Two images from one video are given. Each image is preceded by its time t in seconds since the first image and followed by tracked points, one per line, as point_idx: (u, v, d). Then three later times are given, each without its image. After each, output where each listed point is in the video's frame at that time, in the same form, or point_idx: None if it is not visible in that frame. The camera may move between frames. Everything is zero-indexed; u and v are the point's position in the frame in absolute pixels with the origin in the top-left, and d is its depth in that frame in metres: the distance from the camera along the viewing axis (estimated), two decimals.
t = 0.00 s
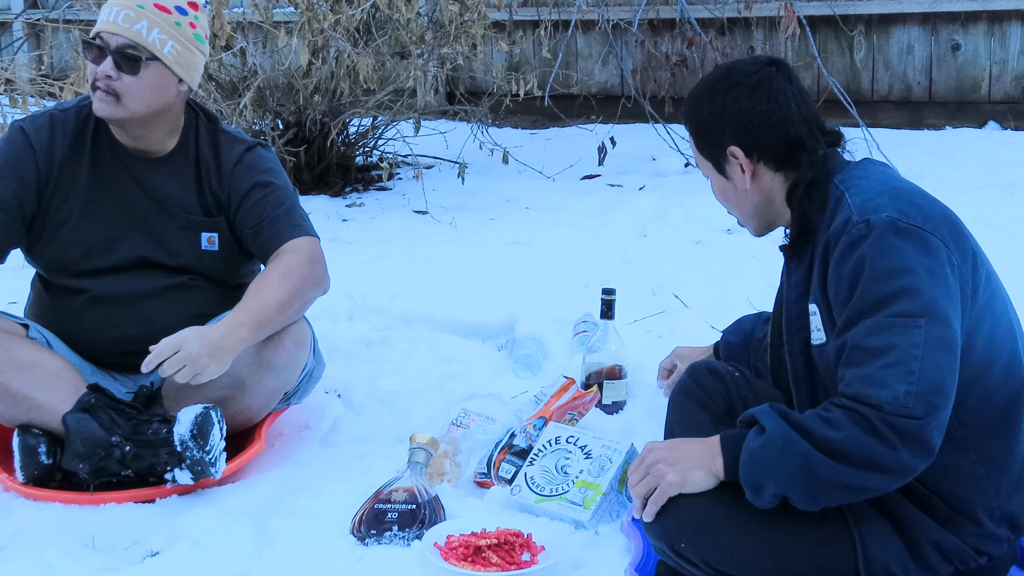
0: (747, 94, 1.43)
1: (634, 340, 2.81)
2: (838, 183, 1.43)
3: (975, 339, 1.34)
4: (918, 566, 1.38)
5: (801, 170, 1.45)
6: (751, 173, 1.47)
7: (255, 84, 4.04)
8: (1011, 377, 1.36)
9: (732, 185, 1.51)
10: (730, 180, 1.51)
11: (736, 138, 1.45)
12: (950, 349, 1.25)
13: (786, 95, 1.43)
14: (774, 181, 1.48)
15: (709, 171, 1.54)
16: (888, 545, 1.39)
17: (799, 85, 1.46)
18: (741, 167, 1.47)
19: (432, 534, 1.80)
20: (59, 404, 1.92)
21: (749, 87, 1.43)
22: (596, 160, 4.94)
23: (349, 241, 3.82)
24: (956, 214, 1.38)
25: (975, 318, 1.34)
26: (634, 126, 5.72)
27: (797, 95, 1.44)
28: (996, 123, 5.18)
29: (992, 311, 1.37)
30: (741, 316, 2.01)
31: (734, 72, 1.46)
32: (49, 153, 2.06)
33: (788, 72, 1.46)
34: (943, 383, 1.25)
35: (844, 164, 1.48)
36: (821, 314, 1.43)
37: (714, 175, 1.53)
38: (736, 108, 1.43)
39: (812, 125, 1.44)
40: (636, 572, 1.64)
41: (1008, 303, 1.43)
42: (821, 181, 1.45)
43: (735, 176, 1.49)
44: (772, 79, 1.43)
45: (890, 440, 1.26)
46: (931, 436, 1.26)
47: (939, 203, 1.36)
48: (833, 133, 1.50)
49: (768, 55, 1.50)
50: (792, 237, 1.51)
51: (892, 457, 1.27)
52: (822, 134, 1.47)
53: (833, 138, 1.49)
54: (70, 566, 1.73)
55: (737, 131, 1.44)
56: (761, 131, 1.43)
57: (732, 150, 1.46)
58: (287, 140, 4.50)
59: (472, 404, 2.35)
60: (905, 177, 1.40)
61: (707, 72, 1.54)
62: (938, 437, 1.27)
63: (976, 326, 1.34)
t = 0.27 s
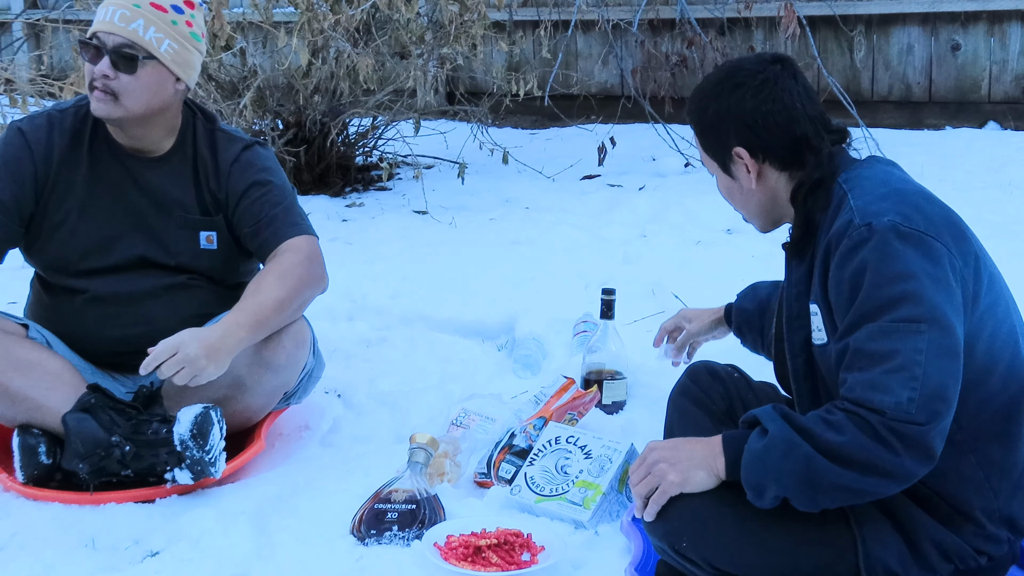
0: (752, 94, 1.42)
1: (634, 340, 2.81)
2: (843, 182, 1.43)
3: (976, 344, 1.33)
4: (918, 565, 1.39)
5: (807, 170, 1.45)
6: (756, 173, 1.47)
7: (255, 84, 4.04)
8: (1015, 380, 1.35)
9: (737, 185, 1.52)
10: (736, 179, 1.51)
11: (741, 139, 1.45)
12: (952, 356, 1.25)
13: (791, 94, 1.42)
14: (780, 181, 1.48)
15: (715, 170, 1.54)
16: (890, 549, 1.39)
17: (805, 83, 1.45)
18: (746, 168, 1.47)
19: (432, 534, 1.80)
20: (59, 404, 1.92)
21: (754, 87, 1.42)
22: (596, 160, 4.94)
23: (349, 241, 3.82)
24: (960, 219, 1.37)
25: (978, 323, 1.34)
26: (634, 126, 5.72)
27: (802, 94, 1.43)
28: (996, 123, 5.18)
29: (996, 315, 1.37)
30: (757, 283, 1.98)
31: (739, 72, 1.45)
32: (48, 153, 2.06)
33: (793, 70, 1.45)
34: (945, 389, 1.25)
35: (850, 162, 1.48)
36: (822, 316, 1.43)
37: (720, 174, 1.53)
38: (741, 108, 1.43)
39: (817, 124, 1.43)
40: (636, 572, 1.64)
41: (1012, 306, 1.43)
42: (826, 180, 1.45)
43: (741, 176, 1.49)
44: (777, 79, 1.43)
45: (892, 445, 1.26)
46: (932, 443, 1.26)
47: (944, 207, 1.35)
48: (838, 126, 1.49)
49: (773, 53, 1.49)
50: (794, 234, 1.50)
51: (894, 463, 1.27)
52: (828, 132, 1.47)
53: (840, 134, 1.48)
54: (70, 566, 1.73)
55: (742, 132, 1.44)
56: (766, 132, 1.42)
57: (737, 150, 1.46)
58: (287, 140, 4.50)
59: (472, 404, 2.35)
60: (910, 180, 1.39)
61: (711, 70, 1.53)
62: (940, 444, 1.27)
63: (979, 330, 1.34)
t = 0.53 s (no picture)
0: (761, 95, 1.40)
1: (634, 340, 2.81)
2: (848, 188, 1.41)
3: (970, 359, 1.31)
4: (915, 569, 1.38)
5: (815, 173, 1.42)
6: (763, 173, 1.47)
7: (255, 84, 4.04)
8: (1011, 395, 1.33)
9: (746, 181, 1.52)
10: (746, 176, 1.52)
11: (747, 141, 1.43)
12: (930, 377, 1.24)
13: (802, 95, 1.38)
14: (788, 181, 1.47)
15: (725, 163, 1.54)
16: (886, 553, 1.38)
17: (819, 81, 1.40)
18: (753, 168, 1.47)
19: (432, 533, 1.80)
20: (59, 404, 1.92)
21: (763, 88, 1.40)
22: (596, 160, 4.94)
23: (349, 241, 3.82)
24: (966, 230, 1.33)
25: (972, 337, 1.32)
26: (634, 126, 5.72)
27: (816, 94, 1.39)
28: (996, 123, 5.18)
29: (994, 328, 1.34)
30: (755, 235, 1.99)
31: (750, 70, 1.42)
32: (48, 152, 2.06)
33: (808, 66, 1.41)
34: (917, 410, 1.24)
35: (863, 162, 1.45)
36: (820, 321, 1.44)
37: (730, 168, 1.53)
38: (749, 109, 1.40)
39: (828, 125, 1.40)
40: (636, 572, 1.64)
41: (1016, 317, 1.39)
42: (835, 184, 1.42)
43: (750, 174, 1.49)
44: (790, 78, 1.39)
45: (856, 458, 1.27)
46: (899, 463, 1.26)
47: (947, 219, 1.32)
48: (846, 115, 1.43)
49: (789, 45, 1.44)
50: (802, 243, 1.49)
51: (861, 476, 1.28)
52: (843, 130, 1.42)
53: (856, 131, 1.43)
54: (70, 566, 1.73)
55: (749, 132, 1.42)
56: (772, 135, 1.41)
57: (744, 151, 1.45)
58: (287, 140, 4.50)
59: (472, 403, 2.35)
60: (916, 189, 1.35)
61: (728, 60, 1.50)
62: (909, 465, 1.27)
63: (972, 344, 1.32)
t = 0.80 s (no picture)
0: (783, 94, 1.39)
1: (634, 340, 2.81)
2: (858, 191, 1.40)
3: (951, 373, 1.28)
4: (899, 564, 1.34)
5: (833, 176, 1.43)
6: (782, 174, 1.46)
7: (255, 84, 4.04)
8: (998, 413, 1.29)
9: (763, 183, 1.50)
10: (761, 179, 1.50)
11: (767, 140, 1.42)
12: (865, 386, 1.26)
13: (822, 95, 1.39)
14: (805, 183, 1.46)
15: (738, 166, 1.52)
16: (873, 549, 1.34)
17: (836, 80, 1.41)
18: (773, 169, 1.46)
19: (432, 534, 1.80)
20: (59, 404, 1.92)
21: (785, 86, 1.39)
22: (596, 160, 4.94)
23: (349, 241, 3.82)
24: (965, 246, 1.30)
25: (959, 353, 1.28)
26: (634, 126, 5.72)
27: (835, 93, 1.40)
28: (996, 123, 5.17)
29: (990, 346, 1.29)
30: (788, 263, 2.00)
31: (768, 68, 1.41)
32: (49, 152, 2.05)
33: (825, 66, 1.41)
34: (843, 412, 1.27)
35: (875, 164, 1.45)
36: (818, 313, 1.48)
37: (743, 171, 1.52)
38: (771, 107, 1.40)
39: (848, 126, 1.41)
40: (636, 572, 1.64)
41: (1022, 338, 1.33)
42: (846, 186, 1.44)
43: (766, 176, 1.48)
44: (810, 77, 1.39)
45: (771, 443, 1.33)
46: (813, 458, 1.30)
47: (941, 235, 1.29)
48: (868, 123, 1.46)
49: (804, 45, 1.45)
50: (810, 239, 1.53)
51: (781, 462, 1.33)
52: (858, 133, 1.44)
53: (868, 135, 1.45)
54: (71, 566, 1.73)
55: (768, 132, 1.42)
56: (792, 135, 1.40)
57: (764, 151, 1.44)
58: (287, 140, 4.51)
59: (472, 404, 2.35)
60: (915, 200, 1.33)
61: (741, 58, 1.49)
62: (825, 463, 1.31)
63: (958, 360, 1.28)
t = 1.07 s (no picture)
0: (814, 81, 1.39)
1: (634, 340, 2.81)
2: (871, 189, 1.40)
3: (956, 376, 1.28)
4: (897, 559, 1.32)
5: (855, 168, 1.43)
6: (809, 165, 1.44)
7: (255, 84, 4.04)
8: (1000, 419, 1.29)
9: (784, 175, 1.48)
10: (782, 171, 1.48)
11: (797, 128, 1.41)
12: (875, 387, 1.26)
13: (848, 84, 1.40)
14: (826, 175, 1.46)
15: (755, 160, 1.50)
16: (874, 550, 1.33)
17: (856, 73, 1.43)
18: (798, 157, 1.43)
19: (432, 534, 1.80)
20: (59, 404, 1.92)
21: (816, 74, 1.39)
22: (596, 160, 4.94)
23: (349, 241, 3.82)
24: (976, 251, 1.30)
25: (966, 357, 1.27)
26: (634, 126, 5.72)
27: (857, 84, 1.42)
28: (996, 123, 5.17)
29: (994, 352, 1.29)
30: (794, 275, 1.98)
31: (791, 57, 1.42)
32: (48, 152, 2.06)
33: (845, 58, 1.44)
34: (851, 408, 1.27)
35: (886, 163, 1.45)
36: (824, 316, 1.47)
37: (762, 164, 1.49)
38: (804, 93, 1.39)
39: (869, 117, 1.42)
40: (636, 572, 1.64)
41: None
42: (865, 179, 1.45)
43: (789, 167, 1.46)
44: (835, 67, 1.41)
45: (781, 439, 1.33)
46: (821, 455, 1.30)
47: (954, 241, 1.29)
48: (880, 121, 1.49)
49: (820, 40, 1.47)
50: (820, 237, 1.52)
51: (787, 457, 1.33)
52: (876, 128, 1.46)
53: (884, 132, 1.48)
54: (71, 566, 1.73)
55: (794, 119, 1.41)
56: (819, 121, 1.39)
57: (793, 140, 1.42)
58: (287, 140, 4.50)
59: (472, 404, 2.35)
60: (932, 200, 1.33)
61: (757, 50, 1.49)
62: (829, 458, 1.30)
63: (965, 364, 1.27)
